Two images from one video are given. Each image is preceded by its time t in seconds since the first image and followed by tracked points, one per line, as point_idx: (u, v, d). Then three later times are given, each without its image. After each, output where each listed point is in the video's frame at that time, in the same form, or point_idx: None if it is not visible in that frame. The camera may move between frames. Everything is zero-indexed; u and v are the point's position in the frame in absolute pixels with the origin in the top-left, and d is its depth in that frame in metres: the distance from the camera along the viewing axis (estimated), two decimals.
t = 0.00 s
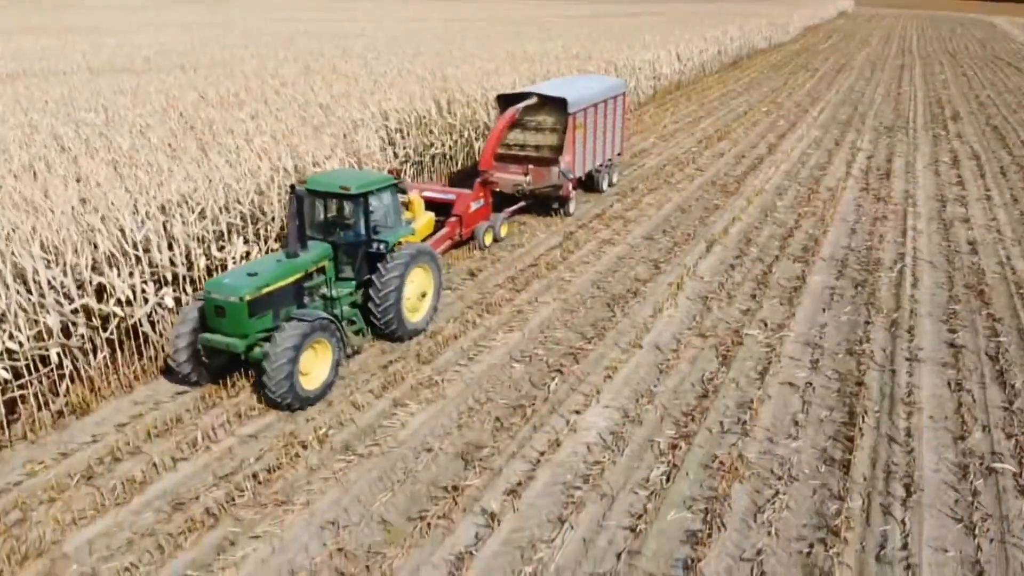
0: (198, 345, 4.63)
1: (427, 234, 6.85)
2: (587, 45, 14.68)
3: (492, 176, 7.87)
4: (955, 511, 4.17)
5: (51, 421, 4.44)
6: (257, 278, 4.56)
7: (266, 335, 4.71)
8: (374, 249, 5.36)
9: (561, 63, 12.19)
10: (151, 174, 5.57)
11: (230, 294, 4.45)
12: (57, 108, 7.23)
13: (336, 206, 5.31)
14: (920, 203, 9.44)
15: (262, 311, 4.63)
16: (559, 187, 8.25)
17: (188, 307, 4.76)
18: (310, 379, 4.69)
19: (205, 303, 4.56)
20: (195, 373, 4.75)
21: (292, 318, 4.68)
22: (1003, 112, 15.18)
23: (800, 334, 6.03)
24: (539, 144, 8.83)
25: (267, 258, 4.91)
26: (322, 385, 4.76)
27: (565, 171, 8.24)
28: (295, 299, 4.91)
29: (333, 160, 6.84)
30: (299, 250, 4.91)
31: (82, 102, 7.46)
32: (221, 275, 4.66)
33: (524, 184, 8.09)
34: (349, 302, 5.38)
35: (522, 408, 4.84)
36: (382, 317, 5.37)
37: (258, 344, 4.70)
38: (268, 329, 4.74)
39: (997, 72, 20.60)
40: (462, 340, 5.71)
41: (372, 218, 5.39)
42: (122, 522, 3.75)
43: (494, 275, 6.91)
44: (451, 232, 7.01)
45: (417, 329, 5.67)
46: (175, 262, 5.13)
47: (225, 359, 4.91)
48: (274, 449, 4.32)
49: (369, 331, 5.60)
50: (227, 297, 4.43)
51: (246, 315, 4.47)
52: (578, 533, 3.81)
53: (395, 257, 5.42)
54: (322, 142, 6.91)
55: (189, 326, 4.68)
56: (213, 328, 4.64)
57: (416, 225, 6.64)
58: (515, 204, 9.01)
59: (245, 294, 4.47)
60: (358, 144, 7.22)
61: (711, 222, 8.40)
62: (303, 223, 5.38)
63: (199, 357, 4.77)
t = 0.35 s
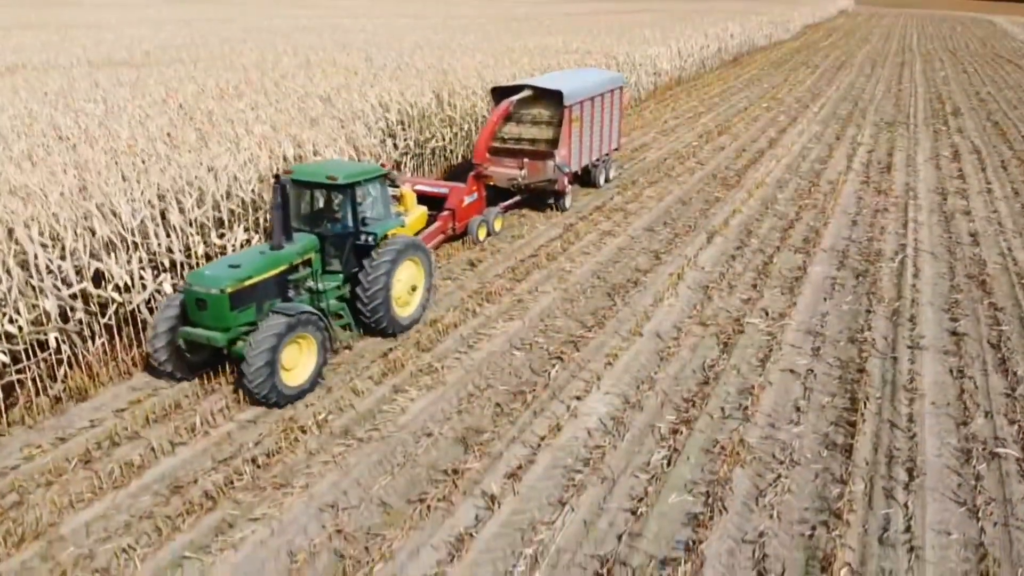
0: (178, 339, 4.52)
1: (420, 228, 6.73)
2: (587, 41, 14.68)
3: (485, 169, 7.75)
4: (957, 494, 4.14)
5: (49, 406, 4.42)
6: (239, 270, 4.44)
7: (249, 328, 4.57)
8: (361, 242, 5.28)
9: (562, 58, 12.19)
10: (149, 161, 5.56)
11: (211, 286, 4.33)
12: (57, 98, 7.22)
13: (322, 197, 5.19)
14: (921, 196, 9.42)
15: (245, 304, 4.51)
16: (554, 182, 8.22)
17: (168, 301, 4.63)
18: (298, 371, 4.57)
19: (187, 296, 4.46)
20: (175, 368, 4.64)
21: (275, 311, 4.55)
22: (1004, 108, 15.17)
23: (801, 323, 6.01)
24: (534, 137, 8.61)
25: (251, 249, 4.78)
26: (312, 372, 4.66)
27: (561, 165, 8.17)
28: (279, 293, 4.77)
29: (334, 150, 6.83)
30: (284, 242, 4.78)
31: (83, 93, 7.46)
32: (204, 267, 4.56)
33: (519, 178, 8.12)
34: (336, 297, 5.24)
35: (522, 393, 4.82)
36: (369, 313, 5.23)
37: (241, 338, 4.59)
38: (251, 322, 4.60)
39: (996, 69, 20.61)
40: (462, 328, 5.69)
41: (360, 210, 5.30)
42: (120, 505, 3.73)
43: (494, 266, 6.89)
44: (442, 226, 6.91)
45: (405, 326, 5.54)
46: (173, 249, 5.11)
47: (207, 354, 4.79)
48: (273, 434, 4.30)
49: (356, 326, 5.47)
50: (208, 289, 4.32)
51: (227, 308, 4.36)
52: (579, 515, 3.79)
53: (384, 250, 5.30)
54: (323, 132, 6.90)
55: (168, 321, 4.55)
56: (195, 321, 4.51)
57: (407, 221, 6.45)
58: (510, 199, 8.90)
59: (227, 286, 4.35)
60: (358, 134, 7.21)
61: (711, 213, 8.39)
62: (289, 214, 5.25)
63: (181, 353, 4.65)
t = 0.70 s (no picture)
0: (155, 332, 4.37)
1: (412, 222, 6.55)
2: (587, 37, 14.66)
3: (478, 163, 7.61)
4: (961, 480, 4.09)
5: (45, 393, 4.38)
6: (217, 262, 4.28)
7: (228, 323, 4.41)
8: (347, 235, 5.11)
9: (562, 53, 12.17)
10: (147, 149, 5.52)
11: (188, 278, 4.18)
12: (57, 90, 7.21)
13: (306, 188, 5.02)
14: (922, 189, 9.38)
15: (224, 298, 4.35)
16: (549, 176, 8.09)
17: (147, 294, 4.51)
18: (282, 361, 4.44)
19: (163, 288, 4.29)
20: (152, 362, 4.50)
21: (254, 305, 4.39)
22: (1005, 104, 15.13)
23: (803, 312, 5.96)
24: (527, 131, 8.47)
25: (230, 243, 4.63)
26: (298, 357, 4.52)
27: (555, 159, 8.07)
28: (261, 287, 4.63)
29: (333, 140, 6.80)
30: (264, 234, 4.65)
31: (81, 85, 7.43)
32: (180, 259, 4.40)
33: (513, 172, 7.95)
34: (321, 291, 5.09)
35: (522, 381, 4.78)
36: (356, 305, 5.08)
37: (220, 333, 4.42)
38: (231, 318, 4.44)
39: (998, 66, 20.56)
40: (461, 318, 5.66)
41: (346, 202, 5.12)
42: (114, 490, 3.69)
43: (494, 257, 6.85)
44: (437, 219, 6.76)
45: (394, 321, 5.37)
46: (172, 236, 5.08)
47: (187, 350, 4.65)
48: (271, 421, 4.26)
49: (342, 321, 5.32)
50: (185, 282, 4.16)
51: (205, 301, 4.20)
52: (579, 501, 3.75)
53: (372, 241, 5.16)
54: (322, 123, 6.87)
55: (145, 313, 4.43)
56: (173, 316, 4.36)
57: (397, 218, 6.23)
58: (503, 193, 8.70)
59: (204, 278, 4.19)
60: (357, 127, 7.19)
61: (711, 205, 8.36)
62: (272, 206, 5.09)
63: (158, 347, 4.51)
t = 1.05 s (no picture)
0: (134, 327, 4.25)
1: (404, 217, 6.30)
2: (588, 33, 14.63)
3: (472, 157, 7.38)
4: (968, 468, 4.04)
5: (41, 381, 4.34)
6: (197, 255, 4.14)
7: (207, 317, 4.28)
8: (334, 228, 4.90)
9: (563, 48, 12.16)
10: (146, 138, 5.49)
11: (166, 272, 4.04)
12: (56, 82, 7.18)
13: (291, 180, 4.82)
14: (924, 183, 9.34)
15: (203, 292, 4.21)
16: (545, 170, 7.93)
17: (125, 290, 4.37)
18: (270, 348, 4.30)
19: (141, 281, 4.14)
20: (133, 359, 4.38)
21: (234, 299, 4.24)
22: (1006, 100, 15.10)
23: (806, 303, 5.92)
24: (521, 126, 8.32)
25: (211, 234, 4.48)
26: (286, 337, 4.37)
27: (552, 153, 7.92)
28: (244, 280, 4.51)
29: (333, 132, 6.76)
30: (247, 226, 4.50)
31: (80, 77, 7.40)
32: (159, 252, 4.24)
33: (509, 167, 7.78)
34: (307, 286, 4.96)
35: (523, 370, 4.73)
36: (347, 316, 4.99)
37: (200, 328, 4.28)
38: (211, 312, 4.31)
39: (999, 64, 20.53)
40: (461, 308, 5.61)
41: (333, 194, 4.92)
42: (111, 477, 3.64)
43: (495, 249, 6.81)
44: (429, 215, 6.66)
45: (384, 317, 5.22)
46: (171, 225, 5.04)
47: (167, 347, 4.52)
48: (270, 409, 4.21)
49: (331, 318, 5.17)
50: (163, 276, 4.02)
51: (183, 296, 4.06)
52: (581, 487, 3.71)
53: (359, 235, 4.95)
54: (321, 114, 6.83)
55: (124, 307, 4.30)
56: (150, 310, 4.22)
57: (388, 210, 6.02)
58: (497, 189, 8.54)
59: (183, 273, 4.04)
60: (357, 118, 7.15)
61: (713, 198, 8.32)
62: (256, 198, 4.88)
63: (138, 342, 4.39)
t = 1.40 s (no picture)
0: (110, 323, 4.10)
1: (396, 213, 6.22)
2: (588, 30, 14.61)
3: (466, 153, 7.26)
4: (973, 456, 4.00)
5: (40, 370, 4.32)
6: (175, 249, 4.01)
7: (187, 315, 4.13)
8: (320, 223, 4.77)
9: (564, 44, 12.14)
10: (145, 129, 5.46)
11: (142, 267, 3.91)
12: (56, 75, 7.16)
13: (276, 174, 4.75)
14: (926, 177, 9.30)
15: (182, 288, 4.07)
16: (540, 166, 7.85)
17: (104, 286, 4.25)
18: (252, 341, 4.16)
19: (117, 277, 4.02)
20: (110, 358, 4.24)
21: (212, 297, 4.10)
22: (1007, 96, 15.07)
23: (808, 295, 5.89)
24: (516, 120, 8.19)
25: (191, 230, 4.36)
26: (264, 325, 4.18)
27: (547, 149, 7.81)
28: (225, 274, 4.36)
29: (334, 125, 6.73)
30: (229, 221, 4.37)
31: (81, 72, 7.38)
32: (136, 247, 4.13)
33: (504, 161, 7.70)
34: (291, 283, 4.77)
35: (525, 360, 4.70)
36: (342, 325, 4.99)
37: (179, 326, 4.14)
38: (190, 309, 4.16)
39: (1000, 62, 20.51)
40: (462, 300, 5.58)
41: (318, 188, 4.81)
42: (110, 465, 3.61)
43: (496, 242, 6.78)
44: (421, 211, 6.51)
45: (379, 312, 5.13)
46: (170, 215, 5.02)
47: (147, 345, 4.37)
48: (270, 397, 4.19)
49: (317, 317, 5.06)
50: (139, 270, 3.89)
51: (161, 291, 3.93)
52: (583, 475, 3.68)
53: (339, 238, 4.80)
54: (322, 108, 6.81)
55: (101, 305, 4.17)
56: (127, 307, 4.07)
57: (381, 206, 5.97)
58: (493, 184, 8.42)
59: (160, 267, 3.92)
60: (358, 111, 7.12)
61: (714, 192, 8.30)
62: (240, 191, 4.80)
63: (116, 341, 4.25)
